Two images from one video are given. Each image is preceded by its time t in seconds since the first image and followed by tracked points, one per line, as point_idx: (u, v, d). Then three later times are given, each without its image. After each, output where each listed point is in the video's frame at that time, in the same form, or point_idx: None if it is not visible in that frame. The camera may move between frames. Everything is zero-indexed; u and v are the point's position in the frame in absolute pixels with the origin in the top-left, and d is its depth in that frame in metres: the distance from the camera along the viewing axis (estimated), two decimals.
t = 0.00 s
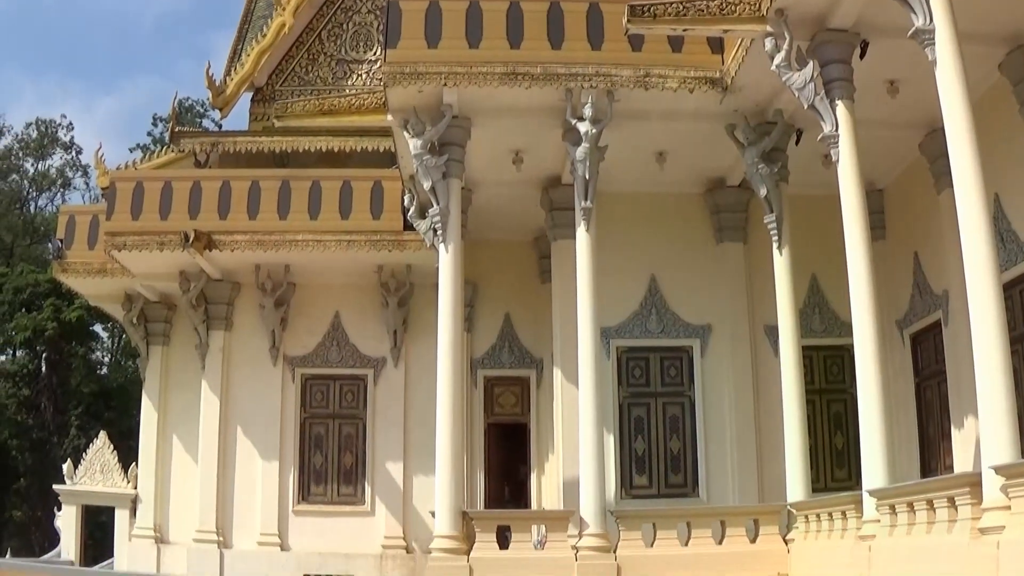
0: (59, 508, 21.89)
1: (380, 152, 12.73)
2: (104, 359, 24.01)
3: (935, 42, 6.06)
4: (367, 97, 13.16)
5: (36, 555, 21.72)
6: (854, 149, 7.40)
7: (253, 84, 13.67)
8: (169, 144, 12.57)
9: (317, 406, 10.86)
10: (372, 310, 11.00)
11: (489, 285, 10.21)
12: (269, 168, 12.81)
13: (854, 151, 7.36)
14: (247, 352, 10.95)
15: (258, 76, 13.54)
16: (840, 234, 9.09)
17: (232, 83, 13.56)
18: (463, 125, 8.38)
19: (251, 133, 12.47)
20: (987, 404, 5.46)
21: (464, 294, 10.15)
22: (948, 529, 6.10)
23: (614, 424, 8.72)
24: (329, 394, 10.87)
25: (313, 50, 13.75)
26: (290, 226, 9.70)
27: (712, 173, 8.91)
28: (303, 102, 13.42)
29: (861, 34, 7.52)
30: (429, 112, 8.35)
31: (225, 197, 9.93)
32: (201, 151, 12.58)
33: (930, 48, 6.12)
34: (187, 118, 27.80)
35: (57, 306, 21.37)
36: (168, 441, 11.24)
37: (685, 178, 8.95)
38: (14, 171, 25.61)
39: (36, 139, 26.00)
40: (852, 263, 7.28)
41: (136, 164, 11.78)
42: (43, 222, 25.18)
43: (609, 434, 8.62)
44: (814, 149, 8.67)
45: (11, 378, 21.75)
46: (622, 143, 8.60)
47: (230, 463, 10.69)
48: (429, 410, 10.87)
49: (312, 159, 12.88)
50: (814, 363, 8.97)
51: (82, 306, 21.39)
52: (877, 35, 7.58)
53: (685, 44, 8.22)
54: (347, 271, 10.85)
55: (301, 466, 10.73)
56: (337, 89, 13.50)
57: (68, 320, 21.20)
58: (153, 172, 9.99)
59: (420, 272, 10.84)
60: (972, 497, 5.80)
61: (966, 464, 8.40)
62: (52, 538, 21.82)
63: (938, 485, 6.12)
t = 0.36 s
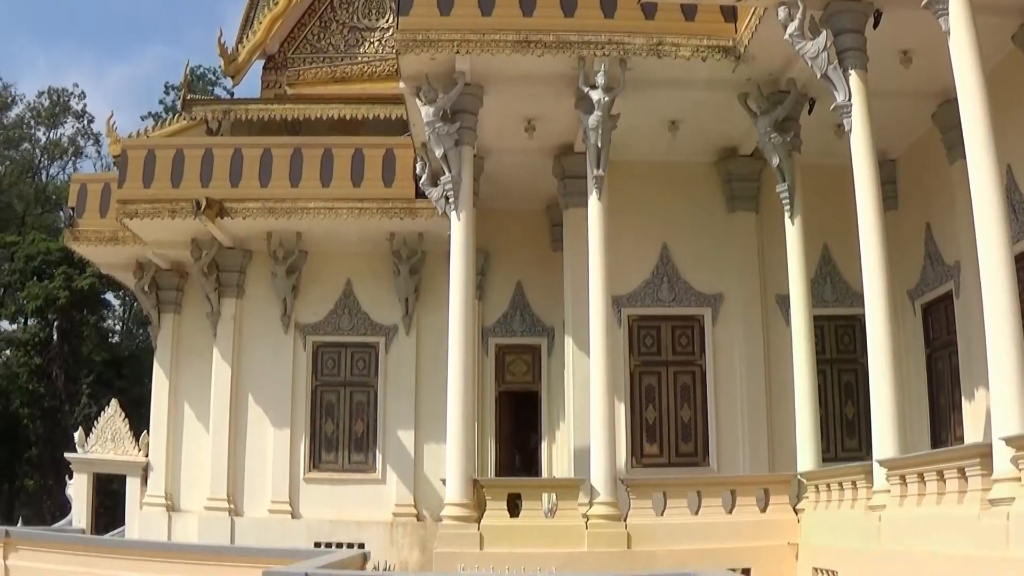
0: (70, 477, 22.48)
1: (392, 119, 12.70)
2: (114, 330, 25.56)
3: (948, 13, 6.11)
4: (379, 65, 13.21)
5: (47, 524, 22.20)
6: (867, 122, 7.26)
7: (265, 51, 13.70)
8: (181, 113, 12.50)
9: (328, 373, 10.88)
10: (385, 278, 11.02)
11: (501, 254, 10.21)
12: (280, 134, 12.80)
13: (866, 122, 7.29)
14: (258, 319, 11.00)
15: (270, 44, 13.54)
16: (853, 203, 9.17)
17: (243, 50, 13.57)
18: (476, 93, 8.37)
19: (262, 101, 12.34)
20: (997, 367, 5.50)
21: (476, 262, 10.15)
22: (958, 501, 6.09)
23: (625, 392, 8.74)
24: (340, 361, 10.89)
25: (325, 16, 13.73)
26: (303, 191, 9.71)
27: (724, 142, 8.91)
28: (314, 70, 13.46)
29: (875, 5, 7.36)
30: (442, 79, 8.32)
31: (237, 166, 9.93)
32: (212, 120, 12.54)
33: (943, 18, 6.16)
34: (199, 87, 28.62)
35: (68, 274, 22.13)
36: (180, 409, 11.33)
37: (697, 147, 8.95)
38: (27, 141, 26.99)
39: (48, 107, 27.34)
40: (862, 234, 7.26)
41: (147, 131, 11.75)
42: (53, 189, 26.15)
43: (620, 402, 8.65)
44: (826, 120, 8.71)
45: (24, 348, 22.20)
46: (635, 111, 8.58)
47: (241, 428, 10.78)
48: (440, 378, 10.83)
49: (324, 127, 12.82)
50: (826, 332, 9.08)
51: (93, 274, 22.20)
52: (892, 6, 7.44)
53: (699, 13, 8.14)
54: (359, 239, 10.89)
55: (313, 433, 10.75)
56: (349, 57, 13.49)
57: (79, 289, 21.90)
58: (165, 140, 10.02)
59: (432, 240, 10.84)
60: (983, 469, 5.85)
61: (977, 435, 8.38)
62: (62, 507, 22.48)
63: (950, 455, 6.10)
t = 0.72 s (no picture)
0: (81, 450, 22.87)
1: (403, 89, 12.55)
2: (125, 302, 25.84)
3: None
4: (389, 37, 13.13)
5: (58, 496, 22.71)
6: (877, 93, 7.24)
7: (274, 24, 13.63)
8: (191, 86, 12.51)
9: (338, 345, 10.90)
10: (395, 250, 11.03)
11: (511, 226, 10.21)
12: (289, 107, 12.73)
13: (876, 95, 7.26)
14: (268, 291, 11.01)
15: (280, 17, 13.48)
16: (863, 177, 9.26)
17: (253, 23, 13.56)
18: (486, 64, 8.35)
19: (272, 74, 12.34)
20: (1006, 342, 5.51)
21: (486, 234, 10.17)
22: (967, 475, 6.03)
23: (635, 363, 8.77)
24: (351, 334, 10.91)
25: None
26: (314, 164, 9.73)
27: (735, 113, 8.90)
28: (324, 42, 13.39)
29: None
30: (452, 50, 8.30)
31: (247, 139, 9.94)
32: (222, 92, 12.55)
33: None
34: (212, 60, 28.85)
35: (80, 248, 22.48)
36: (190, 381, 11.36)
37: (707, 118, 8.93)
38: (36, 115, 26.89)
39: (59, 81, 27.16)
40: (873, 205, 7.25)
41: (158, 103, 11.81)
42: (64, 164, 26.58)
43: (630, 373, 8.68)
44: (837, 91, 8.71)
45: (35, 322, 22.60)
46: (645, 82, 8.55)
47: (252, 401, 10.81)
48: (450, 349, 10.85)
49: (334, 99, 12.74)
50: (836, 304, 9.18)
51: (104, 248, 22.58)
52: None
53: None
54: (368, 211, 10.90)
55: (323, 406, 10.78)
56: (359, 29, 13.36)
57: (90, 262, 22.18)
58: (174, 113, 10.03)
59: (443, 212, 10.84)
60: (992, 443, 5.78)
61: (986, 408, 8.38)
62: (75, 479, 22.81)
63: (958, 428, 6.05)
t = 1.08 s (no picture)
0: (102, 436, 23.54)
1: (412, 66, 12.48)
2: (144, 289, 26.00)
3: None
4: (398, 13, 12.67)
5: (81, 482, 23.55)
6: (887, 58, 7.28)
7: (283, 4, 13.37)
8: (201, 70, 12.67)
9: (356, 323, 10.92)
10: (410, 228, 11.01)
11: (526, 200, 10.18)
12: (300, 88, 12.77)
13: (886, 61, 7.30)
14: (285, 273, 11.02)
15: None
16: (876, 142, 9.35)
17: (261, 5, 13.42)
18: (495, 39, 8.33)
19: (283, 57, 12.54)
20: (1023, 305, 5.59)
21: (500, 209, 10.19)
22: (988, 439, 6.04)
23: (653, 334, 8.80)
24: (368, 312, 10.92)
25: None
26: (327, 143, 9.75)
27: (747, 81, 8.88)
28: (332, 20, 12.75)
29: None
30: (460, 25, 8.28)
31: (258, 121, 9.95)
32: (233, 75, 12.69)
33: None
34: (219, 43, 28.81)
35: (94, 236, 22.74)
36: (210, 366, 11.42)
37: (719, 87, 8.91)
38: (49, 105, 27.28)
39: (68, 72, 27.55)
40: (888, 170, 7.28)
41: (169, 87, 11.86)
42: (76, 153, 26.88)
43: (648, 344, 8.72)
44: (848, 57, 8.70)
45: (53, 310, 23.07)
46: (656, 52, 8.51)
47: (272, 384, 10.84)
48: (467, 324, 10.88)
49: (344, 79, 12.81)
50: (853, 272, 9.24)
51: (119, 235, 22.79)
52: None
53: None
54: (382, 189, 10.89)
55: (343, 385, 10.81)
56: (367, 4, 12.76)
57: (106, 250, 22.51)
58: (184, 97, 10.04)
59: (456, 188, 10.87)
60: (1012, 407, 5.76)
61: (1005, 372, 8.36)
62: (96, 467, 23.68)
63: (978, 392, 6.05)
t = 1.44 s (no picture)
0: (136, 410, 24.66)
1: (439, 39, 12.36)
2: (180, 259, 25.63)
3: None
4: None
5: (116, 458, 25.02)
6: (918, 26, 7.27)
7: None
8: (231, 43, 12.66)
9: (390, 294, 10.97)
10: (441, 197, 11.04)
11: (557, 170, 10.17)
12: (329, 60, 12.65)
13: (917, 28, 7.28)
14: (318, 245, 11.06)
15: None
16: (907, 109, 9.35)
17: None
18: (524, 9, 8.31)
19: (313, 28, 12.43)
20: None
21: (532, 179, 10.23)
22: (1021, 408, 6.00)
23: (686, 303, 8.81)
24: (401, 283, 10.97)
25: None
26: (357, 115, 9.75)
27: (778, 49, 8.82)
28: None
29: None
30: None
31: (288, 93, 9.96)
32: (263, 48, 12.64)
33: None
34: (249, 18, 28.93)
35: (128, 210, 22.72)
36: (242, 336, 11.49)
37: (749, 55, 8.84)
38: (80, 82, 27.76)
39: (98, 49, 27.88)
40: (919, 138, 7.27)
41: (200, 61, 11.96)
42: (109, 129, 27.31)
43: (680, 313, 8.71)
44: (879, 24, 8.64)
45: (87, 285, 23.43)
46: (685, 21, 8.42)
47: (305, 357, 10.93)
48: (501, 294, 10.88)
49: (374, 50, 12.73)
50: (886, 240, 9.27)
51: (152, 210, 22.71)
52: None
53: None
54: (411, 158, 10.85)
55: (376, 355, 10.88)
56: None
57: (139, 223, 22.46)
58: (214, 71, 10.09)
59: (487, 157, 10.77)
60: None
61: None
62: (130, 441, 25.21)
63: (1011, 360, 6.00)
